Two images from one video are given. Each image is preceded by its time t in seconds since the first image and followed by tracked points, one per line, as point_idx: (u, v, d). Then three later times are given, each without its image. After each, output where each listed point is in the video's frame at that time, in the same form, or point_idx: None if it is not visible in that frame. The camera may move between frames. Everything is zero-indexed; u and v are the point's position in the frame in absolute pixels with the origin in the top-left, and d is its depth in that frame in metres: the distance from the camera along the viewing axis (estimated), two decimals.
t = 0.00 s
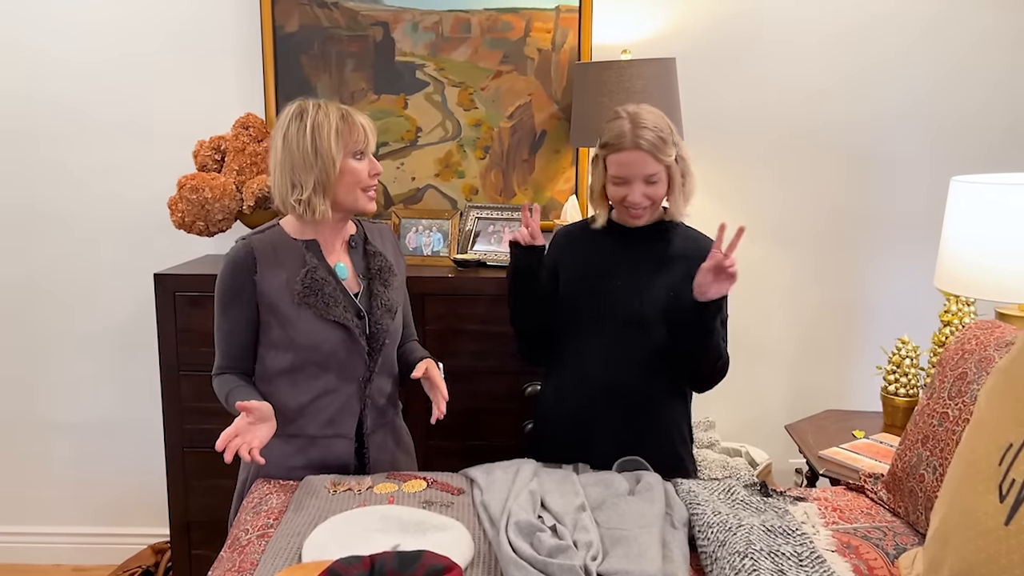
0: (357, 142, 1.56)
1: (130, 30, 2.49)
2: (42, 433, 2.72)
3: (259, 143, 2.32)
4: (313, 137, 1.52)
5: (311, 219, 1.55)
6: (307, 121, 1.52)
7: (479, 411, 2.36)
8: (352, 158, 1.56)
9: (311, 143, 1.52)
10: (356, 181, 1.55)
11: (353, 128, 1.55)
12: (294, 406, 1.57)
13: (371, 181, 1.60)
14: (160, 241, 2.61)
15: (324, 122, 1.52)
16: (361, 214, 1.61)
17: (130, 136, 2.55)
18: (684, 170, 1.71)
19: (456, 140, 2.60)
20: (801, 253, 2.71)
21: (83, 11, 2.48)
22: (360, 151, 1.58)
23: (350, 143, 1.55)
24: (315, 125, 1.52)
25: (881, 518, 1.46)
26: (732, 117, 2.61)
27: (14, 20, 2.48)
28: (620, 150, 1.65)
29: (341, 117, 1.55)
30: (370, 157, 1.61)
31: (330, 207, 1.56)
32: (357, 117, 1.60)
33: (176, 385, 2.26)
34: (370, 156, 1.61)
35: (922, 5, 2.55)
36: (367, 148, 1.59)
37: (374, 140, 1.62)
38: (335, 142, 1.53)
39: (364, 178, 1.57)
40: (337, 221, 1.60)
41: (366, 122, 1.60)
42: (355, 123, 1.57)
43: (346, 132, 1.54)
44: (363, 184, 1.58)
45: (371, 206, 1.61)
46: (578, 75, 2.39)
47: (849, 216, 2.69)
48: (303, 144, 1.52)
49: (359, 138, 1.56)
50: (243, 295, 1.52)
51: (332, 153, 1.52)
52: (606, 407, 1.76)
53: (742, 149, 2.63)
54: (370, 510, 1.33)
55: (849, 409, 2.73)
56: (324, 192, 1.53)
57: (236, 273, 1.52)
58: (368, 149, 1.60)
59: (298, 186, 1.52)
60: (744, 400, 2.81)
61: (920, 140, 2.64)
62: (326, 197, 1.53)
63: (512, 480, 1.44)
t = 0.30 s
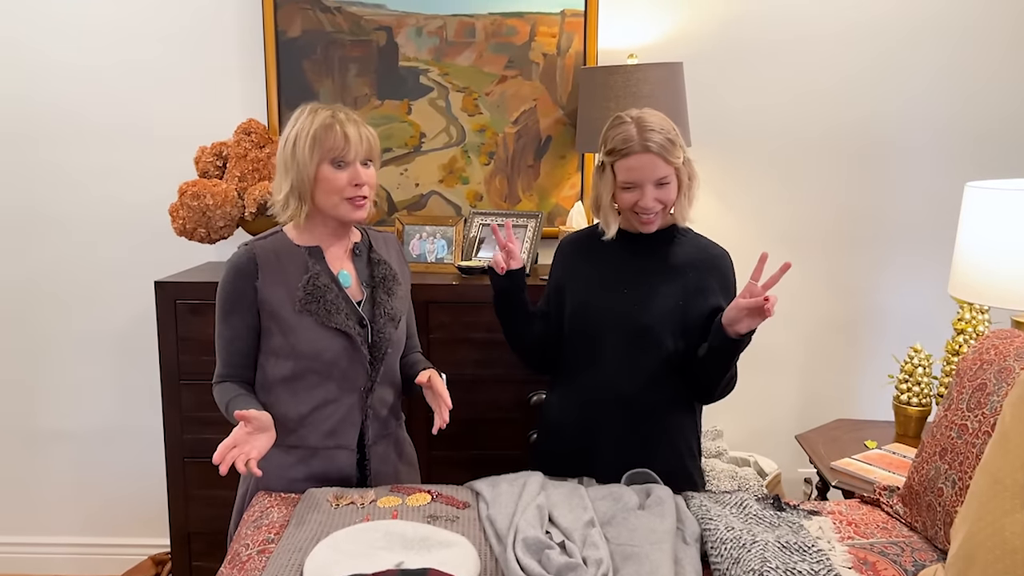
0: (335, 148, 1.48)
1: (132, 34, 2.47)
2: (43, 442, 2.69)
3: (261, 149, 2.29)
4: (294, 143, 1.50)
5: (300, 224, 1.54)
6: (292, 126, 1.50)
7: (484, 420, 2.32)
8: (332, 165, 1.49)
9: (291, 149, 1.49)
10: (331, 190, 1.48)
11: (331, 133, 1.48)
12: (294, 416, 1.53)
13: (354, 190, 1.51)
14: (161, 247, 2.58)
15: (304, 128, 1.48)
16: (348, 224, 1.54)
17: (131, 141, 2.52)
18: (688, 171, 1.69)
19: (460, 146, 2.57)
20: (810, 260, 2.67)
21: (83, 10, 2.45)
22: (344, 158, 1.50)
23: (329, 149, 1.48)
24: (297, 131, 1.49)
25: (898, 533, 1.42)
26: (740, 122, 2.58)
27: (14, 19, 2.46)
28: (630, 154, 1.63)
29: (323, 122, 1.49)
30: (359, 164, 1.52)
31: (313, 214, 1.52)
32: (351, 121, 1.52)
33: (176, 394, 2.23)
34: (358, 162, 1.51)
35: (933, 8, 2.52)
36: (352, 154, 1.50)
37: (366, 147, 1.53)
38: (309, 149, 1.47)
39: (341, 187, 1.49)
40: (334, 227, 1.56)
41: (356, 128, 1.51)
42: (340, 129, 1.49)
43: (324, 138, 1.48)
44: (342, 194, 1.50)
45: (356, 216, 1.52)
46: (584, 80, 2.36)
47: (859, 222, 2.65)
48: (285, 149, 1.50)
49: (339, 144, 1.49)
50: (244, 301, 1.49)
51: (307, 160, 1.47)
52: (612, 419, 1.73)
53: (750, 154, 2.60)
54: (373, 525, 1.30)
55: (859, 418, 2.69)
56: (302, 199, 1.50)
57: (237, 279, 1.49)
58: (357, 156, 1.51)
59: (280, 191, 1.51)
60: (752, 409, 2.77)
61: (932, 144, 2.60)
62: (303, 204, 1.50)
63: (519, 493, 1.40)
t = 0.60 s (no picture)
0: (316, 151, 1.47)
1: (134, 36, 2.46)
2: (47, 446, 2.68)
3: (264, 153, 2.28)
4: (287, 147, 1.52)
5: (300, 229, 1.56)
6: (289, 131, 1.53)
7: (488, 425, 2.31)
8: (315, 168, 1.48)
9: (284, 154, 1.51)
10: (313, 193, 1.48)
11: (312, 136, 1.47)
12: (295, 423, 1.51)
13: (337, 192, 1.48)
14: (164, 252, 2.57)
15: (293, 132, 1.50)
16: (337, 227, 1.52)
17: (133, 145, 2.52)
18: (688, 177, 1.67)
19: (464, 149, 2.56)
20: (816, 263, 2.65)
21: (86, 17, 2.45)
22: (327, 159, 1.48)
23: (311, 152, 1.47)
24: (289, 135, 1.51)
25: (908, 541, 1.40)
26: (742, 124, 2.56)
27: (14, 21, 2.45)
28: (622, 156, 1.62)
29: (308, 125, 1.49)
30: (344, 165, 1.49)
31: (306, 218, 1.53)
32: (338, 123, 1.50)
33: (179, 400, 2.22)
34: (343, 164, 1.49)
35: (939, 10, 2.50)
36: (334, 156, 1.48)
37: (354, 150, 1.51)
38: (294, 153, 1.48)
39: (323, 189, 1.48)
40: (332, 232, 1.55)
41: (341, 130, 1.49)
42: (323, 130, 1.48)
43: (306, 141, 1.48)
44: (325, 196, 1.48)
45: (341, 218, 1.50)
46: (588, 83, 2.34)
47: (865, 225, 2.63)
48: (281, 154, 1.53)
49: (318, 146, 1.47)
50: (245, 307, 1.48)
51: (291, 164, 1.49)
52: (615, 425, 1.71)
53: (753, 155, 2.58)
54: (377, 534, 1.28)
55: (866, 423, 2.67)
56: (293, 203, 1.51)
57: (238, 284, 1.48)
58: (340, 157, 1.49)
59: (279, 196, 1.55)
60: (759, 414, 2.75)
61: (939, 147, 2.58)
62: (294, 207, 1.51)
63: (524, 501, 1.38)
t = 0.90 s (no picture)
0: (298, 150, 1.48)
1: (137, 41, 2.47)
2: (52, 450, 2.68)
3: (266, 156, 2.28)
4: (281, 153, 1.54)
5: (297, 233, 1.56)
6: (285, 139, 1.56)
7: (490, 429, 2.30)
8: (299, 168, 1.49)
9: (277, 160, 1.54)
10: (297, 193, 1.48)
11: (295, 136, 1.49)
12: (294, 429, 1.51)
13: (321, 190, 1.48)
14: (168, 255, 2.57)
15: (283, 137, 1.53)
16: (325, 226, 1.51)
17: (135, 148, 2.52)
18: (680, 191, 1.63)
19: (466, 152, 2.55)
20: (821, 266, 2.64)
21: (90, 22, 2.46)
22: (311, 159, 1.49)
23: (294, 152, 1.48)
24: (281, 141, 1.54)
25: (911, 548, 1.39)
26: (746, 127, 2.55)
27: (16, 25, 2.46)
28: (614, 148, 1.64)
29: (294, 128, 1.50)
30: (328, 163, 1.49)
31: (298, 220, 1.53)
32: (322, 123, 1.51)
33: (181, 403, 2.22)
34: (326, 162, 1.49)
35: (941, 11, 2.48)
36: (316, 155, 1.48)
37: (338, 149, 1.50)
38: (280, 156, 1.50)
39: (307, 188, 1.47)
40: (325, 234, 1.54)
41: (324, 129, 1.50)
42: (306, 131, 1.49)
43: (290, 143, 1.49)
44: (309, 195, 1.48)
45: (327, 216, 1.49)
46: (591, 86, 2.34)
47: (870, 228, 2.61)
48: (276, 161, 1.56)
49: (300, 146, 1.48)
50: (242, 312, 1.48)
51: (279, 167, 1.50)
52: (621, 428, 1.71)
53: (756, 159, 2.57)
54: (376, 540, 1.27)
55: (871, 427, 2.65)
56: (285, 207, 1.52)
57: (235, 289, 1.48)
58: (322, 155, 1.48)
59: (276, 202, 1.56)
60: (763, 417, 2.74)
61: (944, 148, 2.57)
62: (286, 210, 1.52)
63: (524, 507, 1.38)
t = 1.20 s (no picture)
0: (291, 149, 1.48)
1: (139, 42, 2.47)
2: (57, 451, 2.69)
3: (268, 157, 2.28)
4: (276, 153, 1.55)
5: (293, 234, 1.56)
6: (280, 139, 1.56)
7: (493, 431, 2.29)
8: (293, 166, 1.49)
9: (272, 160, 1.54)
10: (292, 192, 1.47)
11: (288, 135, 1.48)
12: (290, 431, 1.51)
13: (315, 188, 1.47)
14: (171, 256, 2.58)
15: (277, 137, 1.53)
16: (320, 225, 1.50)
17: (137, 149, 2.52)
18: (676, 185, 1.62)
19: (470, 153, 2.54)
20: (827, 267, 2.61)
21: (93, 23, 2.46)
22: (304, 157, 1.48)
23: (287, 151, 1.48)
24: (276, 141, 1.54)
25: (916, 554, 1.37)
26: (751, 126, 2.52)
27: (17, 26, 2.47)
28: (615, 132, 1.66)
29: (287, 126, 1.50)
30: (321, 161, 1.49)
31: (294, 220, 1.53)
32: (315, 122, 1.50)
33: (184, 404, 2.22)
34: (319, 160, 1.48)
35: (942, 10, 2.45)
36: (309, 152, 1.48)
37: (332, 147, 1.49)
38: (274, 155, 1.50)
39: (301, 187, 1.47)
40: (320, 233, 1.54)
41: (317, 127, 1.49)
42: (299, 129, 1.49)
43: (283, 142, 1.49)
44: (303, 193, 1.47)
45: (320, 215, 1.48)
46: (595, 86, 2.32)
47: (876, 229, 2.59)
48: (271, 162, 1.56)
49: (293, 145, 1.48)
50: (238, 314, 1.47)
51: (273, 166, 1.50)
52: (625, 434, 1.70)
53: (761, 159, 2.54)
54: (373, 543, 1.27)
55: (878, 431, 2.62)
56: (281, 207, 1.52)
57: (230, 292, 1.47)
58: (315, 153, 1.48)
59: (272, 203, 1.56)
60: (769, 420, 2.71)
61: (951, 148, 2.53)
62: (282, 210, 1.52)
63: (522, 511, 1.36)
